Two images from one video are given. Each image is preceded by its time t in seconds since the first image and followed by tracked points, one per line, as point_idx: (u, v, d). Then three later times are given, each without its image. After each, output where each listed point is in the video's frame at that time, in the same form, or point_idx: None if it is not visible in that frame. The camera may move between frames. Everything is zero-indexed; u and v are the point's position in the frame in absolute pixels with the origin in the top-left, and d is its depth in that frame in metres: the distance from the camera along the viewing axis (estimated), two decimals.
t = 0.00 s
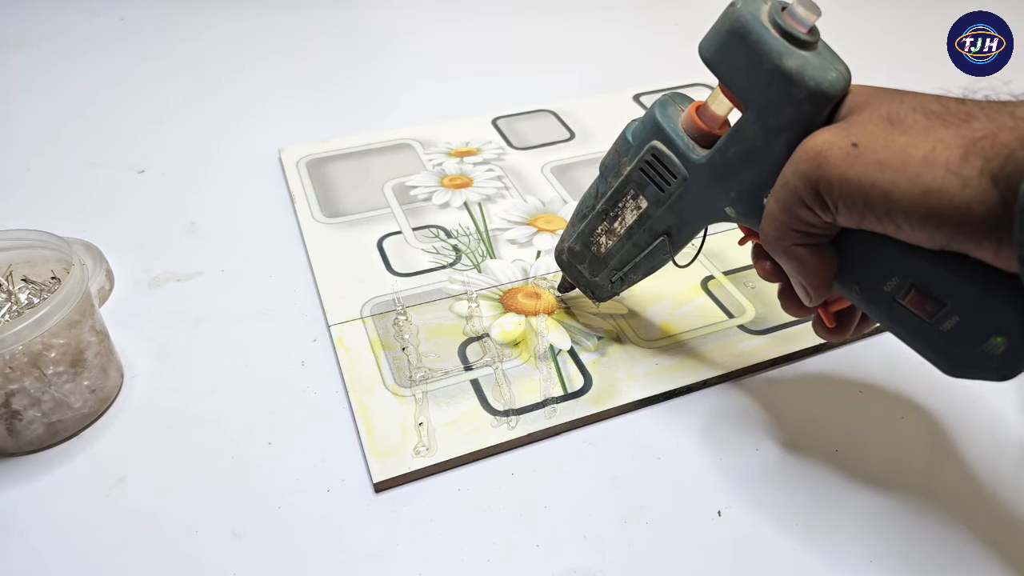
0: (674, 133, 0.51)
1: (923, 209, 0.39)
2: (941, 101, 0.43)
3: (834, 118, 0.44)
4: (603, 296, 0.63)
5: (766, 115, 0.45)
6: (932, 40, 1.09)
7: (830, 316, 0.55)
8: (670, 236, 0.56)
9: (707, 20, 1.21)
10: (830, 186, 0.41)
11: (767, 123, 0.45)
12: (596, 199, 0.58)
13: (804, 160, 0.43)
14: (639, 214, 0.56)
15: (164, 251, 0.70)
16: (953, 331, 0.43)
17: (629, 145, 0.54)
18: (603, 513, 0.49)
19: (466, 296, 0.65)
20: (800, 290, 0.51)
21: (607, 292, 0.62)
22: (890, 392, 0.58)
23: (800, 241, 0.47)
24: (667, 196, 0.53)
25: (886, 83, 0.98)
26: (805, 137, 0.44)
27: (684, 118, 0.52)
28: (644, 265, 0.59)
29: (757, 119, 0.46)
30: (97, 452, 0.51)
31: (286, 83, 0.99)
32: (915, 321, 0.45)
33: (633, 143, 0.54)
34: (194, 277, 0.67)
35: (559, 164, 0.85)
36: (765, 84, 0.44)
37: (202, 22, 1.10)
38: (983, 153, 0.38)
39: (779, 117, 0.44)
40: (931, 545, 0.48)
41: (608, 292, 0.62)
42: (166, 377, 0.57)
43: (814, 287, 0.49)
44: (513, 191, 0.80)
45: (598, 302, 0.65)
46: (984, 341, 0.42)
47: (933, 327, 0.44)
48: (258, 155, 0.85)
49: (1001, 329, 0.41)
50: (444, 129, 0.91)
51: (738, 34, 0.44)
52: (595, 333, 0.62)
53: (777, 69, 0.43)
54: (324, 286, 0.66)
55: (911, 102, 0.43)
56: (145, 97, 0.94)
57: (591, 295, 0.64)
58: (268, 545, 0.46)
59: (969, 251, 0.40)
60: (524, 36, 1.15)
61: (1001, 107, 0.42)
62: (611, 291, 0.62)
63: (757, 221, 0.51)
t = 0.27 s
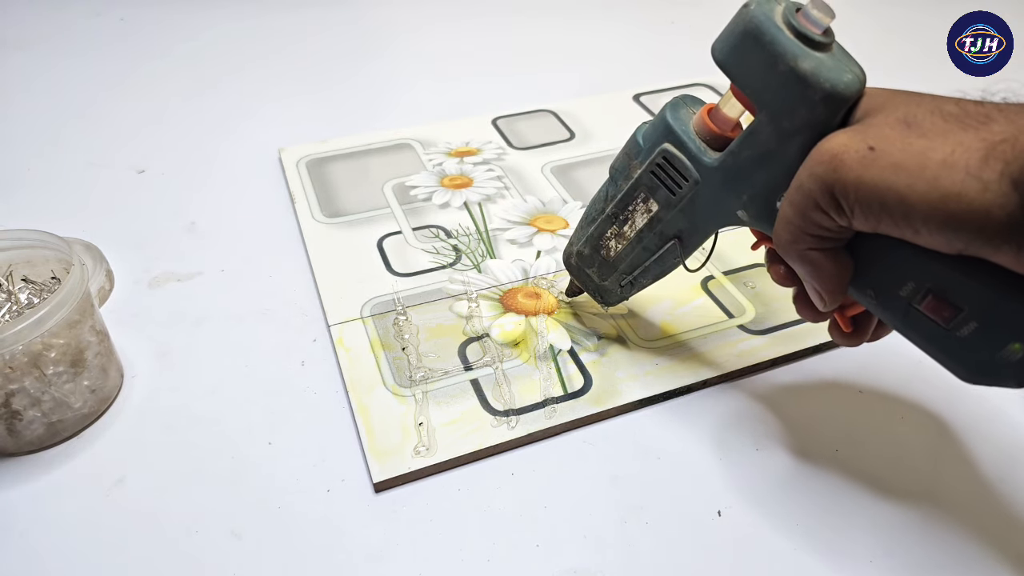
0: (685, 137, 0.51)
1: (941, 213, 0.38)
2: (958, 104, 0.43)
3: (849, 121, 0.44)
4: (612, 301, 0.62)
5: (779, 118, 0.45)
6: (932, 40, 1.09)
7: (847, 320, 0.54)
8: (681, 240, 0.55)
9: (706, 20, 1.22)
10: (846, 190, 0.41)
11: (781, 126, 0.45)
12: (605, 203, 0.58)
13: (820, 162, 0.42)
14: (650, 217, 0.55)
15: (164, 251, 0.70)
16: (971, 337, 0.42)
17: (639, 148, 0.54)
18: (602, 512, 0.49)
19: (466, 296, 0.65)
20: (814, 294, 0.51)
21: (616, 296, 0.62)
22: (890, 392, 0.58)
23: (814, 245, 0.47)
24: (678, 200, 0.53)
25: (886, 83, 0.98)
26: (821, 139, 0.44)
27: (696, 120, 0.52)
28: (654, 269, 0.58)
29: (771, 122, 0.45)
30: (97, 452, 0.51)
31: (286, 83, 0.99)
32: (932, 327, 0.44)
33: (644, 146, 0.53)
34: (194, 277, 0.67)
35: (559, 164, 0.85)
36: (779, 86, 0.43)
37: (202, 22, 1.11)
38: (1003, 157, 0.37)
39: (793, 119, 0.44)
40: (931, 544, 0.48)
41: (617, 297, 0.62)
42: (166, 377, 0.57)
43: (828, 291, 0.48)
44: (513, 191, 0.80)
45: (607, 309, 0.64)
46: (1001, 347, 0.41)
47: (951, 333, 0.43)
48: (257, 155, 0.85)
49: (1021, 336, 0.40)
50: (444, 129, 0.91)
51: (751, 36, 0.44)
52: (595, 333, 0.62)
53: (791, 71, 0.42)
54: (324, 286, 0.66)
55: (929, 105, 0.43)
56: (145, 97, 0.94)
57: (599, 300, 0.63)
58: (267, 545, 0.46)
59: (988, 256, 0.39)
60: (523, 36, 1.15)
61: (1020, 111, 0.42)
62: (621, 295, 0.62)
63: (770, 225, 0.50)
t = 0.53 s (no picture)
0: (695, 143, 0.50)
1: (961, 222, 0.37)
2: (975, 109, 0.42)
3: (863, 127, 0.43)
4: (620, 309, 0.62)
5: (792, 123, 0.44)
6: (932, 39, 1.09)
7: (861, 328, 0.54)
8: (690, 247, 0.55)
9: (706, 20, 1.22)
10: (862, 198, 0.40)
11: (794, 132, 0.44)
12: (612, 209, 0.57)
13: (834, 169, 0.41)
14: (659, 224, 0.54)
15: (164, 251, 0.70)
16: (989, 346, 0.42)
17: (648, 155, 0.53)
18: (602, 512, 0.49)
19: (466, 296, 0.65)
20: (827, 302, 0.50)
21: (623, 304, 0.61)
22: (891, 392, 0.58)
23: (828, 253, 0.46)
24: (688, 207, 0.52)
25: (885, 83, 0.98)
26: (835, 146, 0.43)
27: (705, 126, 0.51)
28: (662, 277, 0.58)
29: (784, 128, 0.44)
30: (97, 452, 0.51)
31: (285, 83, 0.99)
32: (949, 335, 0.44)
33: (652, 152, 0.53)
34: (194, 277, 0.67)
35: (559, 164, 0.85)
36: (793, 91, 0.43)
37: (202, 22, 1.11)
38: None
39: (806, 125, 0.43)
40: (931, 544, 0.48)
41: (624, 305, 0.61)
42: (166, 377, 0.57)
43: (843, 299, 0.48)
44: (513, 191, 0.80)
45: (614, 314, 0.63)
46: (1020, 356, 0.41)
47: (968, 341, 0.43)
48: (257, 155, 0.85)
49: None
50: (443, 129, 0.91)
51: (764, 41, 0.43)
52: (595, 333, 0.62)
53: (805, 76, 0.42)
54: (324, 286, 0.66)
55: (945, 110, 0.42)
56: (145, 96, 0.94)
57: (607, 308, 0.62)
58: (267, 545, 0.46)
59: (1008, 264, 0.38)
60: (523, 35, 1.15)
61: None
62: (628, 303, 0.61)
63: (782, 232, 0.50)
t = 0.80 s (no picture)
0: (710, 149, 0.48)
1: (988, 231, 0.35)
2: (1000, 117, 0.41)
3: (884, 132, 0.42)
4: (630, 317, 0.61)
5: (811, 129, 0.42)
6: (932, 39, 1.09)
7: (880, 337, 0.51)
8: (704, 255, 0.53)
9: (706, 20, 1.22)
10: (884, 205, 0.38)
11: (813, 137, 0.43)
12: (625, 215, 0.56)
13: (856, 176, 0.39)
14: (672, 231, 0.53)
15: (164, 251, 0.70)
16: (1015, 358, 0.40)
17: (661, 160, 0.51)
18: (602, 513, 0.48)
19: (466, 296, 0.65)
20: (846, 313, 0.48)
21: (635, 311, 0.60)
22: (891, 392, 0.58)
23: (849, 262, 0.44)
24: (702, 214, 0.50)
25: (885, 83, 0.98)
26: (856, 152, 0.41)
27: (721, 131, 0.49)
28: (675, 284, 0.56)
29: (803, 133, 0.43)
30: (97, 452, 0.51)
31: (286, 83, 0.99)
32: (972, 347, 0.42)
33: (666, 157, 0.51)
34: (194, 277, 0.67)
35: (559, 165, 0.85)
36: (812, 96, 0.41)
37: (202, 22, 1.11)
38: None
39: (826, 130, 0.42)
40: (932, 544, 0.48)
41: (635, 312, 0.60)
42: (166, 377, 0.57)
43: (863, 310, 0.46)
44: (513, 191, 0.80)
45: (626, 322, 0.62)
46: None
47: (992, 353, 0.41)
48: (258, 155, 0.86)
49: None
50: (443, 129, 0.91)
51: (782, 44, 0.42)
52: (595, 333, 0.62)
53: (825, 81, 0.40)
54: (324, 286, 0.66)
55: (969, 117, 0.41)
56: (145, 96, 0.94)
57: (618, 315, 0.61)
58: (267, 545, 0.46)
59: None
60: (523, 35, 1.15)
61: None
62: (639, 310, 0.60)
63: (801, 241, 0.48)
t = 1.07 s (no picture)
0: (729, 153, 0.48)
1: (1015, 241, 0.34)
2: None
3: (908, 139, 0.41)
4: (643, 323, 0.60)
5: (833, 135, 0.41)
6: (932, 39, 1.09)
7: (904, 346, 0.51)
8: (720, 261, 0.52)
9: (706, 20, 1.22)
10: (908, 213, 0.37)
11: (835, 143, 0.41)
12: (639, 220, 0.55)
13: (880, 183, 0.38)
14: (688, 237, 0.52)
15: (164, 251, 0.70)
16: None
17: (679, 165, 0.51)
18: (602, 513, 0.48)
19: (466, 296, 0.65)
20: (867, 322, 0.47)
21: (648, 317, 0.59)
22: (891, 392, 0.58)
23: (870, 270, 0.43)
24: (719, 219, 0.50)
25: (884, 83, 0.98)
26: (878, 159, 0.40)
27: (739, 136, 0.48)
28: (690, 291, 0.55)
29: (824, 138, 0.42)
30: (97, 452, 0.51)
31: (285, 83, 0.99)
32: (996, 360, 0.40)
33: (683, 162, 0.50)
34: (194, 277, 0.67)
35: (559, 165, 0.85)
36: (835, 101, 0.40)
37: (203, 22, 1.11)
38: None
39: (848, 135, 0.41)
40: (933, 544, 0.48)
41: (648, 318, 0.59)
42: (166, 377, 0.57)
43: (884, 320, 0.44)
44: (513, 191, 0.80)
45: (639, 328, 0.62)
46: None
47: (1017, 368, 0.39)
48: (258, 155, 0.86)
49: None
50: (443, 129, 0.91)
51: (805, 48, 0.41)
52: (595, 333, 0.62)
53: (849, 85, 0.39)
54: (324, 286, 0.66)
55: (996, 125, 0.41)
56: (145, 96, 0.94)
57: (630, 321, 0.60)
58: (267, 544, 0.46)
59: None
60: (523, 36, 1.15)
61: None
62: (652, 317, 0.59)
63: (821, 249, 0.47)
